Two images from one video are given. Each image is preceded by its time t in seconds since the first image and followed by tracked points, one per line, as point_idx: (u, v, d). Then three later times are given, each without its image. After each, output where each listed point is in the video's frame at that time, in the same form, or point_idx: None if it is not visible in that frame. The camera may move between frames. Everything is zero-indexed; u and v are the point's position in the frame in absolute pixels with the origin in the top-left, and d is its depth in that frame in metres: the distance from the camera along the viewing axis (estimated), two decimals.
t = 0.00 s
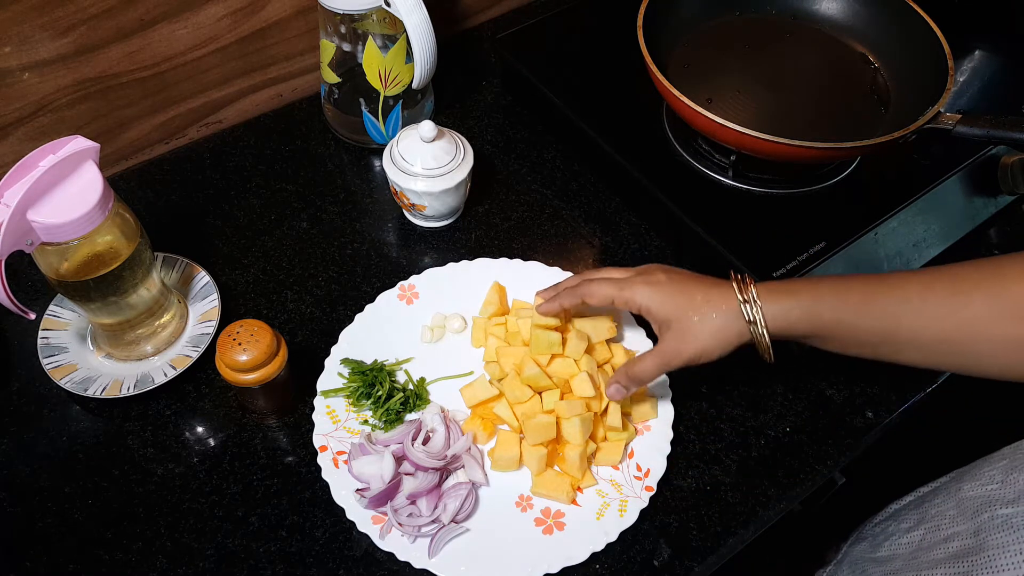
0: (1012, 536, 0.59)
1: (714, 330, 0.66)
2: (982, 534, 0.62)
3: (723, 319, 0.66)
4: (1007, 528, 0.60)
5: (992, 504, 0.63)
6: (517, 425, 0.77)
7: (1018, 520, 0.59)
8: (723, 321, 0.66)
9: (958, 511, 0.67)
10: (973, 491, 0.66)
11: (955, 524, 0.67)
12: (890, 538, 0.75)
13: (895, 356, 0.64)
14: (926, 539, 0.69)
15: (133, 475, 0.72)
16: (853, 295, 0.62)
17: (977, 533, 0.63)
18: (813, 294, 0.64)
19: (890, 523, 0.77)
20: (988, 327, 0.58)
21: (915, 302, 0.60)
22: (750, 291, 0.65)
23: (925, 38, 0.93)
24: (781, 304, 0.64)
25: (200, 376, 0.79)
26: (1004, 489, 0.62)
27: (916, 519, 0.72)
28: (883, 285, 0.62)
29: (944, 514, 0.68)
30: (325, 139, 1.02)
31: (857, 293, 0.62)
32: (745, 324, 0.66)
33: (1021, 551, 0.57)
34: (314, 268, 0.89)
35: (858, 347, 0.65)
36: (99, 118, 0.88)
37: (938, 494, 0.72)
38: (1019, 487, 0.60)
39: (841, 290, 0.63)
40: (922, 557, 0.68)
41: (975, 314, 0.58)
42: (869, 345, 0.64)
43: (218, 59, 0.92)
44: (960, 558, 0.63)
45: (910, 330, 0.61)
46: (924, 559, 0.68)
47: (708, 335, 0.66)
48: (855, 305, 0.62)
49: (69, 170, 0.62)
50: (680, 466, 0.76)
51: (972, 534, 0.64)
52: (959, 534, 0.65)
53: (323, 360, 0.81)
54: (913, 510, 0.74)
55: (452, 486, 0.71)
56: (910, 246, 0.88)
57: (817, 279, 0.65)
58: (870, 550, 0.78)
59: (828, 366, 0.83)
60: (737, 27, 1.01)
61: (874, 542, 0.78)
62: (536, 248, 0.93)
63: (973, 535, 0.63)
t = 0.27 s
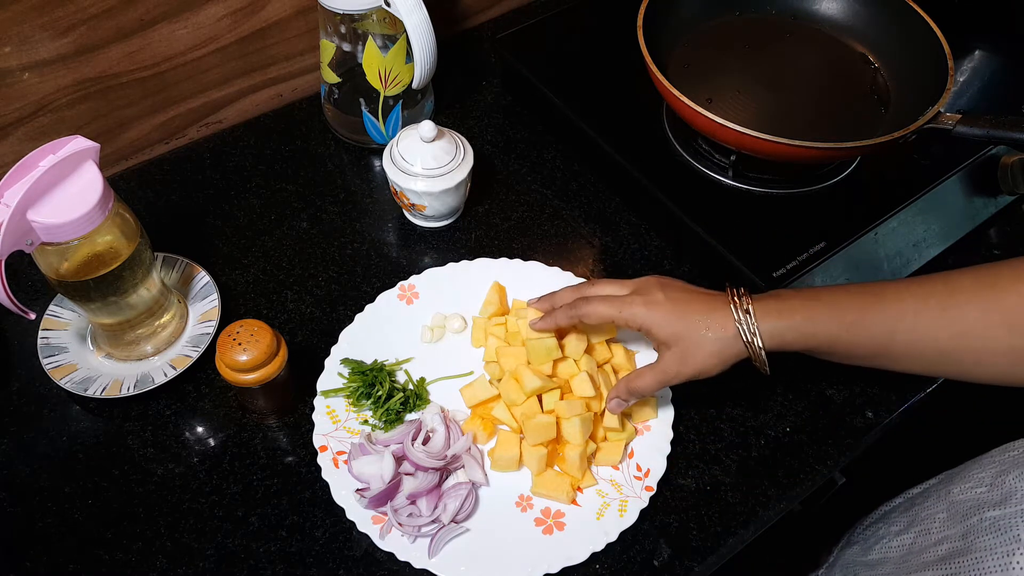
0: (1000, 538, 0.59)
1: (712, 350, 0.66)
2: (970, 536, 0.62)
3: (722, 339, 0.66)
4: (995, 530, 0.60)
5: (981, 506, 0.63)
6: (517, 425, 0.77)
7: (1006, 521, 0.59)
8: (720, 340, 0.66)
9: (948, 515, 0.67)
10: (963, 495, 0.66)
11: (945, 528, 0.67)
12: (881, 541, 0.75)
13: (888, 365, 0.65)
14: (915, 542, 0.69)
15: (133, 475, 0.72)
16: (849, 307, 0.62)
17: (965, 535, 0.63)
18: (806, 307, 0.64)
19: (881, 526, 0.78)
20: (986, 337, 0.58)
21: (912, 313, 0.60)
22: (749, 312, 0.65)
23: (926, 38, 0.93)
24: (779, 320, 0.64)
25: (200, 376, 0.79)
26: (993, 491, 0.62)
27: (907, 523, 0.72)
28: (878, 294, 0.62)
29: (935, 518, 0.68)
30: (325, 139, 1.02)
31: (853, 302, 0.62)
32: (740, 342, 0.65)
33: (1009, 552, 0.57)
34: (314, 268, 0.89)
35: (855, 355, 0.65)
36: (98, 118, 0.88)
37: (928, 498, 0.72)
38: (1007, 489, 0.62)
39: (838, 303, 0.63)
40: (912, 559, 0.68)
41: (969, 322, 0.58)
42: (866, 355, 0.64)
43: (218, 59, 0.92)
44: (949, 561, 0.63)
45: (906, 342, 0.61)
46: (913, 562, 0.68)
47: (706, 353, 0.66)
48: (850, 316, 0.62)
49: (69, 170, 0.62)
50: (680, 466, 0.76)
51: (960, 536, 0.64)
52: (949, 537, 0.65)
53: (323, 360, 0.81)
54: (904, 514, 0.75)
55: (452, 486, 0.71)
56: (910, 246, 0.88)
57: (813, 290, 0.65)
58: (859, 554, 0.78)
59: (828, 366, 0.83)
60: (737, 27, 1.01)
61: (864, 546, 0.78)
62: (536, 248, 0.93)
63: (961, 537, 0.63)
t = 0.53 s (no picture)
0: (1001, 529, 0.59)
1: (724, 281, 0.67)
2: (969, 527, 0.62)
3: (738, 274, 0.67)
4: (995, 521, 0.60)
5: (979, 498, 0.63)
6: (517, 425, 0.77)
7: (1007, 512, 0.59)
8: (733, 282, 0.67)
9: (946, 507, 0.67)
10: (962, 488, 0.66)
11: (943, 520, 0.67)
12: (878, 534, 0.75)
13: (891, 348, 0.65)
14: (912, 534, 0.69)
15: (133, 475, 0.73)
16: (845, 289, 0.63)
17: (965, 526, 0.63)
18: (820, 275, 0.64)
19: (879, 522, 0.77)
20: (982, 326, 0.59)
21: (921, 292, 0.61)
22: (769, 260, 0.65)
23: (926, 38, 0.93)
24: (794, 276, 0.65)
25: (200, 376, 0.79)
26: (993, 483, 0.62)
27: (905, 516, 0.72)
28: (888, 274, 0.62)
29: (934, 511, 0.68)
30: (325, 139, 1.02)
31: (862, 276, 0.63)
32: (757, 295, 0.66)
33: (1010, 542, 0.58)
34: (314, 268, 0.89)
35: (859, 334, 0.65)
36: (98, 118, 0.88)
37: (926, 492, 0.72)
38: (1008, 480, 0.61)
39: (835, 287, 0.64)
40: (910, 551, 0.68)
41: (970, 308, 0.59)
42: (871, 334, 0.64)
43: (218, 59, 0.92)
44: (948, 552, 0.63)
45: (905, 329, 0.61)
46: (911, 553, 0.68)
47: (718, 284, 0.67)
48: (858, 287, 0.63)
49: (69, 170, 0.62)
50: (680, 466, 0.76)
51: (960, 527, 0.64)
52: (947, 529, 0.65)
53: (323, 360, 0.81)
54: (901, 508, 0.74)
55: (452, 486, 0.71)
56: (909, 246, 0.88)
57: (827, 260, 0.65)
58: (855, 546, 0.78)
59: (828, 366, 0.83)
60: (737, 27, 1.01)
61: (859, 539, 0.78)
62: (536, 248, 0.93)
63: (960, 529, 0.63)
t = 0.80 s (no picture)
0: (998, 523, 0.59)
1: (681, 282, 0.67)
2: (967, 524, 0.62)
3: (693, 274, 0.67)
4: (993, 517, 0.60)
5: (978, 495, 0.63)
6: (517, 425, 0.77)
7: (1005, 508, 0.60)
8: (686, 274, 0.68)
9: (946, 505, 0.67)
10: (963, 486, 0.66)
11: (943, 517, 0.67)
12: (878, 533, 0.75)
13: (855, 317, 0.67)
14: (913, 532, 0.69)
15: (133, 475, 0.73)
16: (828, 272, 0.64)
17: (964, 522, 0.63)
18: (782, 242, 0.67)
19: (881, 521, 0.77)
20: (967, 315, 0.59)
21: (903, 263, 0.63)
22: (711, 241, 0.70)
23: (926, 38, 0.93)
24: (749, 248, 0.68)
25: (200, 376, 0.79)
26: (991, 480, 0.62)
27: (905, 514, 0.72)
28: (859, 242, 0.65)
29: (934, 508, 0.68)
30: (325, 139, 1.02)
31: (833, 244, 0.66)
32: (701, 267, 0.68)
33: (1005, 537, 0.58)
34: (314, 268, 0.89)
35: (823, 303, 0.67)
36: (98, 118, 0.88)
37: (929, 492, 0.72)
38: (1007, 478, 0.62)
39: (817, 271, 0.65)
40: (910, 548, 0.68)
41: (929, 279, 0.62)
42: (836, 302, 0.66)
43: (218, 59, 0.92)
44: (946, 548, 0.63)
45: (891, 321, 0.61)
46: (911, 550, 0.68)
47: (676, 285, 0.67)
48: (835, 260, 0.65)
49: (69, 170, 0.62)
50: (680, 466, 0.76)
51: (958, 523, 0.64)
52: (946, 526, 0.65)
53: (323, 360, 0.81)
54: (903, 507, 0.74)
55: (452, 486, 0.71)
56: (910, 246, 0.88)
57: (793, 228, 0.68)
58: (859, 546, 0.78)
59: (828, 366, 0.83)
60: (737, 27, 1.01)
61: (863, 539, 0.78)
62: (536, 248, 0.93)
63: (958, 525, 0.63)
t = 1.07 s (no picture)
0: (999, 521, 0.59)
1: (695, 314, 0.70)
2: (970, 521, 0.62)
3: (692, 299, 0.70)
4: (995, 514, 0.60)
5: (981, 493, 0.63)
6: (516, 425, 0.77)
7: (1007, 506, 0.60)
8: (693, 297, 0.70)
9: (949, 503, 0.67)
10: (965, 483, 0.66)
11: (946, 515, 0.67)
12: (883, 531, 0.75)
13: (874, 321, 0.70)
14: (916, 529, 0.69)
15: (133, 475, 0.72)
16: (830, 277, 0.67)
17: (967, 520, 0.63)
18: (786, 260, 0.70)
19: (885, 518, 0.77)
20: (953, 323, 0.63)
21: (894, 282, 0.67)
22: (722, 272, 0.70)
23: (926, 38, 0.93)
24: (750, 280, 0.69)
25: (200, 376, 0.79)
26: (995, 477, 0.62)
27: (910, 512, 0.72)
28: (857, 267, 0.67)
29: (938, 506, 0.68)
30: (325, 139, 1.02)
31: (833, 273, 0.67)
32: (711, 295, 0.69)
33: (1008, 534, 0.58)
34: (314, 268, 0.89)
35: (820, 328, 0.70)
36: (98, 118, 0.88)
37: (932, 488, 0.72)
38: (1009, 476, 0.61)
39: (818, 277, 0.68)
40: (914, 546, 0.68)
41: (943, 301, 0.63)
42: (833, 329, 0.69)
43: (218, 59, 0.92)
44: (949, 546, 0.63)
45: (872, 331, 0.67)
46: (914, 548, 0.68)
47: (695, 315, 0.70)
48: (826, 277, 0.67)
49: (69, 170, 0.62)
50: (680, 466, 0.76)
51: (962, 522, 0.64)
52: (949, 523, 0.65)
53: (323, 360, 0.81)
54: (907, 504, 0.74)
55: (452, 486, 0.71)
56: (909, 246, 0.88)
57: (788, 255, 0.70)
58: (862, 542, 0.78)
59: (828, 366, 0.83)
60: (737, 27, 1.01)
61: (866, 535, 0.78)
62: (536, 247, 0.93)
63: (961, 523, 0.63)
